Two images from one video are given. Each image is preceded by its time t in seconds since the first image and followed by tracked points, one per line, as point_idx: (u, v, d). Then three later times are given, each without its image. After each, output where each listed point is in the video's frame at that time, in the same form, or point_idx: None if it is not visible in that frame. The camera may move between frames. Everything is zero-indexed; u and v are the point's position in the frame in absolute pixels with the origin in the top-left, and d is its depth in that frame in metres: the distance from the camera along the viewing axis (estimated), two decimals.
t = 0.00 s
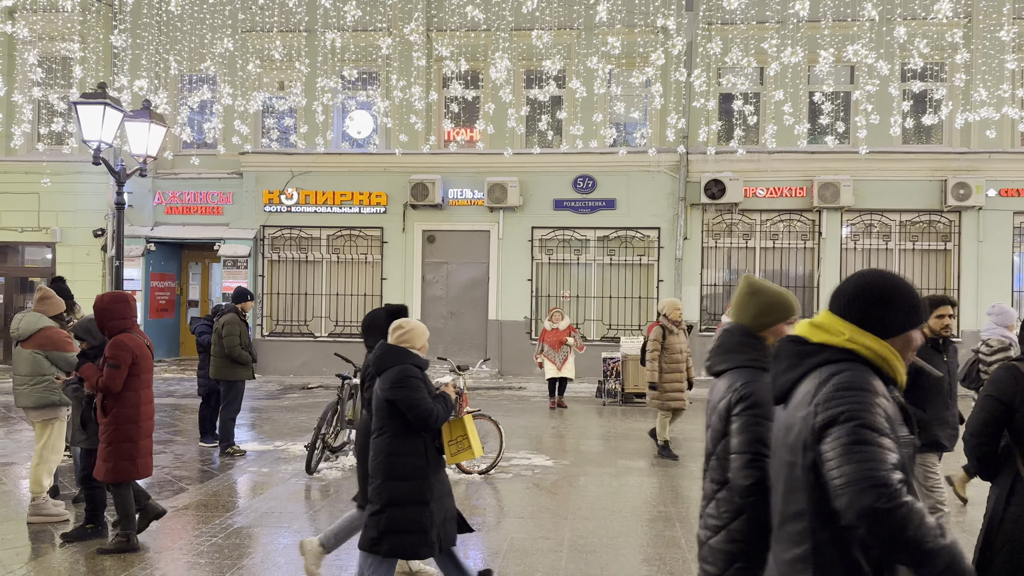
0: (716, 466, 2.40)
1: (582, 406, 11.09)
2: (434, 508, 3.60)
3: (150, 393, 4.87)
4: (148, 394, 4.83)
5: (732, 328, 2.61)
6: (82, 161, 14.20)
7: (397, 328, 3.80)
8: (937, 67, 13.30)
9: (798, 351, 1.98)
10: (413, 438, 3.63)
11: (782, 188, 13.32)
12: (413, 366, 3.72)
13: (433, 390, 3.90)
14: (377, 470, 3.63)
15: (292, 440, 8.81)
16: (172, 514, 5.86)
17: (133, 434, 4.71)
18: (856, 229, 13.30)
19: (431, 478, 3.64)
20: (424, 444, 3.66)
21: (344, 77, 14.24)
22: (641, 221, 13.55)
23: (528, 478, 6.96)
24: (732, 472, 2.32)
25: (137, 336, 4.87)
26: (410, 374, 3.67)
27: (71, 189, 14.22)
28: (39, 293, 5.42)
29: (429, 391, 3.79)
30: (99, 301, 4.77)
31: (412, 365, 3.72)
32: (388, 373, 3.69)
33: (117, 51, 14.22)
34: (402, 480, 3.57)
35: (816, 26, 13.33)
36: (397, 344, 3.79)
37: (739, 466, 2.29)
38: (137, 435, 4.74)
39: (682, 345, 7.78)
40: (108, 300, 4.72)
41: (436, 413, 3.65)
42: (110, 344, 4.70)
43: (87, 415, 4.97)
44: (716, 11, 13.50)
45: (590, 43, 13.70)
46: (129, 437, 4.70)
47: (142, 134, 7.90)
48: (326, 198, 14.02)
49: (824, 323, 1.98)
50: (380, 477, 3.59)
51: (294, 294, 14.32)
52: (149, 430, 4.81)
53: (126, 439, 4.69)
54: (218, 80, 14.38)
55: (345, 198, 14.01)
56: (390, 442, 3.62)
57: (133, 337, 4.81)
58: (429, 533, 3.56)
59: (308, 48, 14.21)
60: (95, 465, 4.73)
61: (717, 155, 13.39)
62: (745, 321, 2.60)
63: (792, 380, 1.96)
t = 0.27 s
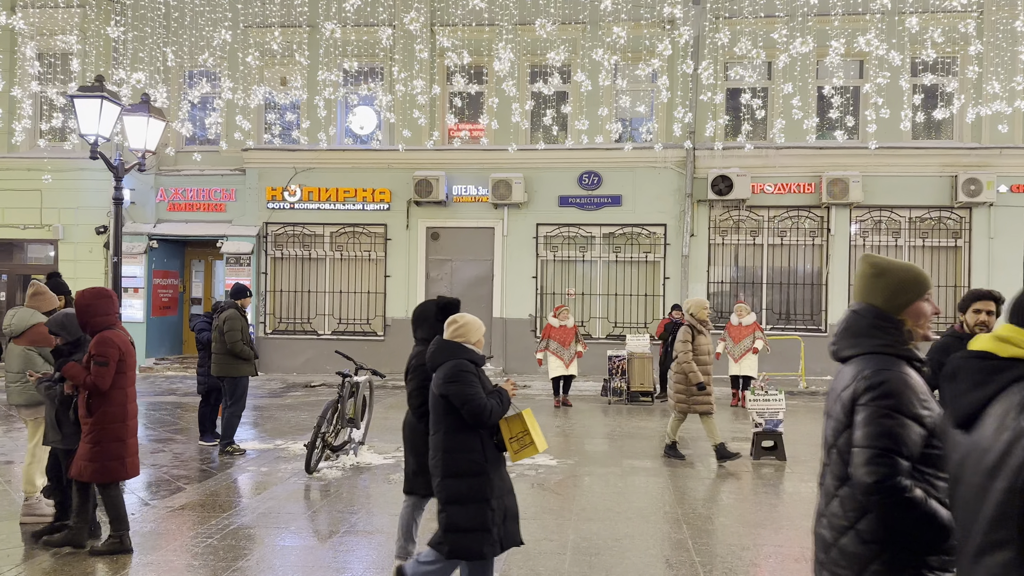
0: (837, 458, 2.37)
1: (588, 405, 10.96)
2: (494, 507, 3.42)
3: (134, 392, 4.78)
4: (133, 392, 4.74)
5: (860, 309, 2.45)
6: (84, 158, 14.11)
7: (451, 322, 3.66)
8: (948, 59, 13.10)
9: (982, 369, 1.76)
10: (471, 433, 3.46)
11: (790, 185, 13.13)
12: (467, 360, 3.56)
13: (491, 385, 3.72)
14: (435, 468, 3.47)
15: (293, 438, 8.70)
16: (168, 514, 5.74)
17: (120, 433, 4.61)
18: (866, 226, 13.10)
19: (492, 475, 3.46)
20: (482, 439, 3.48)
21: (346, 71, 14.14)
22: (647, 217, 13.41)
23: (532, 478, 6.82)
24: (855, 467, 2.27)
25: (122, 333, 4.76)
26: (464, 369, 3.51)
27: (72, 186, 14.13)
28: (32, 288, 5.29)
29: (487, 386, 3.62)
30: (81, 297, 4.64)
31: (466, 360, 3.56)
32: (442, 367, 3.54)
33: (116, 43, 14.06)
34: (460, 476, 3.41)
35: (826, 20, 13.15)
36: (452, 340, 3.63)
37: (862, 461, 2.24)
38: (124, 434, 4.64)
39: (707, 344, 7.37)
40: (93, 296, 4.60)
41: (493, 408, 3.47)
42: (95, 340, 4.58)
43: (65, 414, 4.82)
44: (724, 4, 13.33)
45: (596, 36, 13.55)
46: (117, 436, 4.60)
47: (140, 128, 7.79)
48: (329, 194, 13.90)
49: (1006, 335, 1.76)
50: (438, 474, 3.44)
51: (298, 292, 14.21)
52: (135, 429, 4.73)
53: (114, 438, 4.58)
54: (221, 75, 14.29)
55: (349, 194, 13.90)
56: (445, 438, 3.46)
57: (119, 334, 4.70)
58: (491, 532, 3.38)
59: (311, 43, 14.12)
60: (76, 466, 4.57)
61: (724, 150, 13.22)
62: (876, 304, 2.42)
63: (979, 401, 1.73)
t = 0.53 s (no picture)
0: (987, 492, 2.04)
1: (589, 404, 10.84)
2: (543, 512, 3.31)
3: (103, 394, 4.70)
4: (102, 394, 4.66)
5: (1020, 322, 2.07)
6: (84, 156, 14.02)
7: (500, 321, 3.58)
8: (955, 55, 12.96)
9: None
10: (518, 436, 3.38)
11: (794, 181, 12.98)
12: (515, 362, 3.48)
13: (542, 386, 3.62)
14: (482, 470, 3.41)
15: (290, 439, 8.59)
16: (160, 515, 5.65)
17: (91, 437, 4.53)
18: (871, 223, 12.97)
19: (540, 479, 3.35)
20: (530, 443, 3.39)
21: (344, 66, 14.03)
22: (650, 215, 13.28)
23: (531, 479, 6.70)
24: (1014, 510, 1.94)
25: (89, 333, 4.68)
26: (511, 370, 3.43)
27: (72, 184, 14.06)
28: (18, 287, 5.27)
29: (537, 388, 3.52)
30: (47, 298, 4.52)
31: (514, 361, 3.49)
32: (490, 368, 3.48)
33: (113, 38, 13.97)
34: (507, 480, 3.33)
35: (830, 15, 13.02)
36: (501, 339, 3.56)
37: None
38: (95, 438, 4.56)
39: (739, 343, 7.09)
40: (60, 297, 4.50)
41: (539, 411, 3.37)
42: (62, 342, 4.48)
43: (33, 420, 4.72)
44: None
45: (598, 30, 13.44)
46: (88, 440, 4.52)
47: (135, 124, 7.69)
48: (330, 192, 13.80)
49: None
50: (485, 478, 3.38)
51: (299, 290, 14.12)
52: (105, 433, 4.64)
53: (84, 442, 4.50)
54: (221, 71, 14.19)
55: (350, 191, 13.79)
56: (491, 440, 3.41)
57: (87, 335, 4.61)
58: (540, 538, 3.27)
59: (311, 38, 14.02)
60: (43, 472, 4.46)
61: (727, 147, 13.07)
62: None
63: None
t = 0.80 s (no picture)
0: None
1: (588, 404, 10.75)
2: (608, 520, 3.29)
3: (59, 397, 4.60)
4: (57, 397, 4.57)
5: None
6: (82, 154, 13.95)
7: (556, 323, 3.45)
8: (958, 52, 12.86)
9: None
10: (582, 443, 3.31)
11: (796, 180, 12.87)
12: (576, 366, 3.36)
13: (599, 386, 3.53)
14: (545, 478, 3.34)
15: (286, 439, 8.51)
16: (151, 518, 5.56)
17: (43, 441, 4.42)
18: (873, 221, 12.87)
19: (604, 487, 3.31)
20: (592, 450, 3.33)
21: (340, 62, 13.94)
22: (650, 214, 13.18)
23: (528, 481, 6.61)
24: None
25: (44, 334, 4.60)
26: (574, 375, 3.31)
27: (69, 182, 13.98)
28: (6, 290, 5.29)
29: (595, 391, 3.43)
30: None
31: (574, 365, 3.36)
32: (549, 372, 3.35)
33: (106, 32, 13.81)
34: (571, 488, 3.28)
35: (832, 13, 12.92)
36: (558, 342, 3.43)
37: None
38: (49, 442, 4.46)
39: (763, 343, 6.81)
40: (13, 297, 4.47)
41: (604, 418, 3.29)
42: (13, 343, 4.41)
43: None
44: None
45: (598, 27, 13.34)
46: (41, 444, 4.42)
47: (128, 121, 7.61)
48: (328, 190, 13.70)
49: None
50: (548, 486, 3.32)
51: (299, 289, 14.03)
52: (60, 437, 4.54)
53: (37, 446, 4.40)
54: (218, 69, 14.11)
55: (348, 190, 13.70)
56: (554, 448, 3.32)
57: (41, 335, 4.54)
58: (604, 547, 3.25)
59: (309, 36, 13.96)
60: None
61: (728, 146, 12.98)
62: None
63: None
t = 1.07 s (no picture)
0: None
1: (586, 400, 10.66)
2: (661, 516, 3.25)
3: (10, 387, 4.41)
4: (7, 387, 4.37)
5: None
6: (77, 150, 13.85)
7: (616, 312, 3.45)
8: (959, 45, 12.76)
9: None
10: (641, 435, 3.28)
11: (796, 175, 12.79)
12: (637, 356, 3.35)
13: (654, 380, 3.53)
14: (600, 470, 3.30)
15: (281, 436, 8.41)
16: (141, 514, 5.47)
17: None
18: (874, 216, 12.77)
19: (659, 482, 3.29)
20: (649, 444, 3.31)
21: (335, 54, 13.86)
22: (649, 210, 13.08)
23: (525, 476, 6.53)
24: None
25: None
26: (636, 365, 3.29)
27: (64, 178, 13.89)
28: None
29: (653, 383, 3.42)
30: None
31: (635, 355, 3.34)
32: (610, 362, 3.32)
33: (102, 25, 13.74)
34: (628, 482, 3.24)
35: (832, 5, 12.82)
36: (618, 331, 3.42)
37: None
38: None
39: (793, 340, 6.57)
40: None
41: (666, 411, 3.28)
42: None
43: None
44: None
45: (596, 19, 13.26)
46: None
47: (120, 113, 7.50)
48: (325, 186, 13.62)
49: None
50: (603, 479, 3.27)
51: (296, 286, 13.93)
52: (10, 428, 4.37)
53: None
54: (214, 62, 14.02)
55: (344, 186, 13.61)
56: (612, 440, 3.29)
57: None
58: (656, 544, 3.22)
59: (305, 28, 13.87)
60: None
61: (728, 141, 12.89)
62: None
63: None
